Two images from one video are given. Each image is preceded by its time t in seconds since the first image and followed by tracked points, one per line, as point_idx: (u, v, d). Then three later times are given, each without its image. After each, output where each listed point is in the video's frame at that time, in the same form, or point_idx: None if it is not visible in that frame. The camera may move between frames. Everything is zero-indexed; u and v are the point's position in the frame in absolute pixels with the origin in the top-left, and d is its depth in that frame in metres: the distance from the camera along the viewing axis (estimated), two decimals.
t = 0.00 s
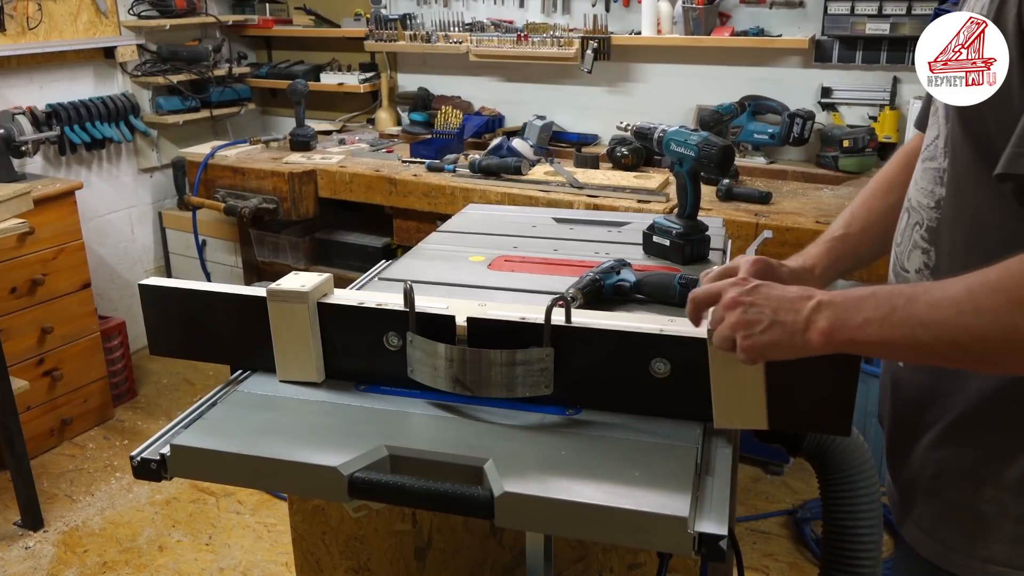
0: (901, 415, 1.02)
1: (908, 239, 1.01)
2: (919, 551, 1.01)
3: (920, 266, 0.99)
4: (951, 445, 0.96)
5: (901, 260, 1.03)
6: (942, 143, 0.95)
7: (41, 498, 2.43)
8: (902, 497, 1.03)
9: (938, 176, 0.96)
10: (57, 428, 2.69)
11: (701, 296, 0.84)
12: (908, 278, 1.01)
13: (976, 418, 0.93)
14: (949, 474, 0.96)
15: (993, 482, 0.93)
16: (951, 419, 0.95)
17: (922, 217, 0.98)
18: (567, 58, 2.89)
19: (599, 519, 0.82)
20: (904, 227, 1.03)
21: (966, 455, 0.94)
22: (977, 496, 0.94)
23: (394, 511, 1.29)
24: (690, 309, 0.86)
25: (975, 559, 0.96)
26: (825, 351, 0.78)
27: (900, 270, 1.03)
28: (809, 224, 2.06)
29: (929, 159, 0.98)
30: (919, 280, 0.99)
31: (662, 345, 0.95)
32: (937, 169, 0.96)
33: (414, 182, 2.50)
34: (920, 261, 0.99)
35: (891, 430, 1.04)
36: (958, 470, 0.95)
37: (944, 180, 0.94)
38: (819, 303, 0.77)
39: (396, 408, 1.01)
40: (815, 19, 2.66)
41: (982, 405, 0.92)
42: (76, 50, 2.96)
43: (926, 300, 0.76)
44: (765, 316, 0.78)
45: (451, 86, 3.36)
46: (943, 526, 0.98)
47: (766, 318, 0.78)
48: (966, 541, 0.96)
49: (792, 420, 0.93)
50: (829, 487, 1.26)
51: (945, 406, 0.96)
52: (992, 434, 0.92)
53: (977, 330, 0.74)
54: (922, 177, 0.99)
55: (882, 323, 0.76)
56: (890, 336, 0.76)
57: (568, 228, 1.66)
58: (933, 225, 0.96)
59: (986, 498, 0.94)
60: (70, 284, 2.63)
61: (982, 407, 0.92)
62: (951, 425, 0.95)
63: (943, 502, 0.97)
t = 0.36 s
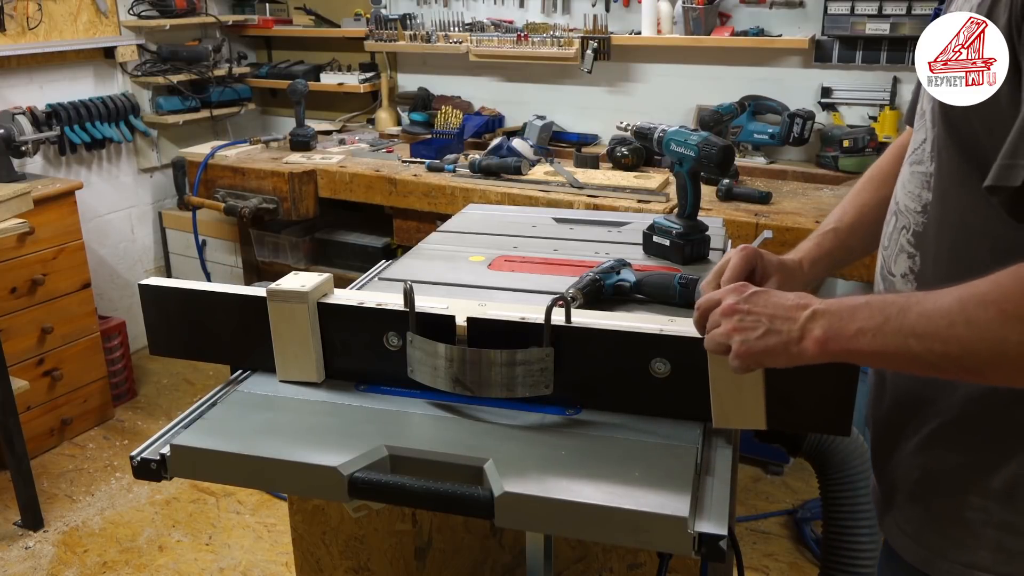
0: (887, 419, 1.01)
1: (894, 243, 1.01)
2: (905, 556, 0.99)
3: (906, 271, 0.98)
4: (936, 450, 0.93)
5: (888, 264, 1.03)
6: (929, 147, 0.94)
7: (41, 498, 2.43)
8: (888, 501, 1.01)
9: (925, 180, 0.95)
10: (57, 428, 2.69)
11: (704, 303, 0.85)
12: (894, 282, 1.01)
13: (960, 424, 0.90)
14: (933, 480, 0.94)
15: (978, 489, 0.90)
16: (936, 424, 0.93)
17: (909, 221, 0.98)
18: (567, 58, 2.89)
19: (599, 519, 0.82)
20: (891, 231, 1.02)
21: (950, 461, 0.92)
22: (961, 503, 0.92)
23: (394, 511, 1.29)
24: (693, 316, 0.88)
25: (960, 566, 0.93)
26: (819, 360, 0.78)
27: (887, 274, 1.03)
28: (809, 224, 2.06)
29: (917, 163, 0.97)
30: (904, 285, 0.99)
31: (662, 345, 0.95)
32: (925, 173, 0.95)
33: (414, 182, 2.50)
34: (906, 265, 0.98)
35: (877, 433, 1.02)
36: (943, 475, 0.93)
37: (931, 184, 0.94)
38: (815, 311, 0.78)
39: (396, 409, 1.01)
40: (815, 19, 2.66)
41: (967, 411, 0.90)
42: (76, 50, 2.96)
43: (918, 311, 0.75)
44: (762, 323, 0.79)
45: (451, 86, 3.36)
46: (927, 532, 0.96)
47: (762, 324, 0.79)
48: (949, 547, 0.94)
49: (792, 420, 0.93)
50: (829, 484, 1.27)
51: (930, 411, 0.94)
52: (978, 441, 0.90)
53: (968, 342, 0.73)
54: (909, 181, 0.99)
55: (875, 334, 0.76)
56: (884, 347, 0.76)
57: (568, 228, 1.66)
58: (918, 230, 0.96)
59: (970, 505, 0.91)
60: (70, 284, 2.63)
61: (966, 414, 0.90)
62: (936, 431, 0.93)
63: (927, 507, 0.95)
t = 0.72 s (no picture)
0: (875, 420, 1.01)
1: (883, 241, 1.01)
2: (895, 556, 0.99)
3: (894, 268, 0.98)
4: (922, 451, 0.93)
5: (877, 262, 1.03)
6: (916, 144, 0.94)
7: (41, 498, 2.43)
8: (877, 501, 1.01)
9: (913, 177, 0.95)
10: (57, 428, 2.69)
11: (667, 301, 0.83)
12: (883, 280, 1.01)
13: (945, 425, 0.90)
14: (921, 481, 0.94)
15: (964, 490, 0.90)
16: (921, 425, 0.93)
17: (896, 218, 0.97)
18: (567, 58, 2.89)
19: (599, 519, 0.82)
20: (880, 229, 1.02)
21: (937, 462, 0.92)
22: (950, 504, 0.92)
23: (394, 511, 1.29)
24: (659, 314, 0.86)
25: (949, 567, 0.93)
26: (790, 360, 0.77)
27: (876, 273, 1.03)
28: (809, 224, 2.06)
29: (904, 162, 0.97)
30: (893, 283, 0.99)
31: (663, 345, 0.95)
32: (912, 171, 0.95)
33: (414, 182, 2.50)
34: (894, 262, 0.98)
35: (863, 434, 1.02)
36: (931, 476, 0.93)
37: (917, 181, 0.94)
38: (781, 312, 0.76)
39: (396, 409, 1.01)
40: (815, 19, 2.66)
41: (950, 411, 0.89)
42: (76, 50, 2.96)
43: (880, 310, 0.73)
44: (729, 327, 0.78)
45: (451, 86, 3.36)
46: (917, 533, 0.95)
47: (730, 329, 0.78)
48: (939, 549, 0.93)
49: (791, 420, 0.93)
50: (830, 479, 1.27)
51: (914, 413, 0.93)
52: (963, 443, 0.89)
53: (931, 343, 0.71)
54: (898, 178, 0.98)
55: (841, 335, 0.74)
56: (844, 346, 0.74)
57: (568, 228, 1.66)
58: (906, 227, 0.96)
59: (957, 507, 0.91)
60: (70, 284, 2.63)
61: (949, 414, 0.89)
62: (922, 431, 0.93)
63: (915, 508, 0.95)
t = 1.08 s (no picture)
0: (869, 421, 1.01)
1: (871, 240, 1.02)
2: (891, 557, 0.99)
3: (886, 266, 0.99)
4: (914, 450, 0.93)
5: (869, 260, 1.03)
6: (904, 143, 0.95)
7: (41, 498, 2.43)
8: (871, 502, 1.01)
9: (900, 174, 0.95)
10: (57, 428, 2.69)
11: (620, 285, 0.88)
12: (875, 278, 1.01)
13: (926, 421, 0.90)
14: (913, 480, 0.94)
15: (955, 487, 0.90)
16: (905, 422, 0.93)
17: (885, 216, 0.98)
18: (567, 58, 2.89)
19: (598, 519, 0.82)
20: (868, 228, 1.03)
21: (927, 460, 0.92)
22: (942, 502, 0.91)
23: (393, 511, 1.29)
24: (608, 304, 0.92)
25: (948, 567, 0.93)
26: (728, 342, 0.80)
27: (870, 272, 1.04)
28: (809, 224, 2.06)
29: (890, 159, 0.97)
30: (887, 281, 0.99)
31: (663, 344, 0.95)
32: (900, 168, 0.95)
33: (414, 182, 2.50)
34: (885, 260, 0.99)
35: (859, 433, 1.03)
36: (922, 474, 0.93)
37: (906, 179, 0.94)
38: (726, 294, 0.81)
39: (396, 409, 1.01)
40: (815, 19, 2.66)
41: (930, 407, 0.90)
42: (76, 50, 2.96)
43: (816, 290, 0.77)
44: (676, 303, 0.82)
45: (451, 87, 3.36)
46: (913, 532, 0.95)
47: (677, 305, 0.82)
48: (935, 548, 0.93)
49: (791, 420, 0.93)
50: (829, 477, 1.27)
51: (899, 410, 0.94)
52: (950, 440, 0.89)
53: (868, 325, 0.74)
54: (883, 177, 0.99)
55: (780, 316, 0.78)
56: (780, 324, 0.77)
57: (567, 228, 1.66)
58: (896, 226, 0.96)
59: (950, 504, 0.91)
60: (70, 284, 2.63)
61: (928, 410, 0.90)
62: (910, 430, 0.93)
63: (907, 507, 0.95)
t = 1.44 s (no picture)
0: (865, 418, 1.01)
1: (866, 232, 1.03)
2: (887, 553, 0.96)
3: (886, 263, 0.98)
4: (913, 444, 0.93)
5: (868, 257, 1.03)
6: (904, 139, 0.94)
7: (41, 498, 2.43)
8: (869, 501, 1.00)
9: (900, 172, 0.94)
10: (57, 428, 2.69)
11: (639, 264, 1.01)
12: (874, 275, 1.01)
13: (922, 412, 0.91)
14: (912, 474, 0.93)
15: (952, 480, 0.90)
16: (902, 417, 0.94)
17: (885, 213, 0.97)
18: (567, 58, 2.89)
19: (599, 518, 0.82)
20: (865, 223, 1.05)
21: (925, 453, 0.92)
22: (940, 496, 0.91)
23: (394, 511, 1.29)
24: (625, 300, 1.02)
25: (947, 563, 0.92)
26: (692, 295, 0.88)
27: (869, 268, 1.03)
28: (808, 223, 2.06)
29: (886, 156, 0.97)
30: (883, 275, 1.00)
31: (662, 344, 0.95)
32: (900, 166, 0.94)
33: (414, 182, 2.50)
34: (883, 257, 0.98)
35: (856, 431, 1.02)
36: (920, 468, 0.92)
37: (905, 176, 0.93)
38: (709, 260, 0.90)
39: (396, 409, 1.01)
40: (815, 19, 2.66)
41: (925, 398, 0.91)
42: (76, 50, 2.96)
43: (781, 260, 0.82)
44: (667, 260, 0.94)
45: (451, 87, 3.36)
46: (911, 528, 0.93)
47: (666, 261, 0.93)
48: (933, 542, 0.92)
49: (791, 420, 0.93)
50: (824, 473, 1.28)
51: (895, 404, 0.94)
52: (950, 432, 0.89)
53: (811, 282, 0.79)
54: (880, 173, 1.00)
55: (741, 271, 0.84)
56: (744, 288, 0.83)
57: (568, 228, 1.66)
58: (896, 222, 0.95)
59: (947, 498, 0.90)
60: (70, 284, 2.63)
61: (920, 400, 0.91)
62: (910, 424, 0.93)
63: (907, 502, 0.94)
